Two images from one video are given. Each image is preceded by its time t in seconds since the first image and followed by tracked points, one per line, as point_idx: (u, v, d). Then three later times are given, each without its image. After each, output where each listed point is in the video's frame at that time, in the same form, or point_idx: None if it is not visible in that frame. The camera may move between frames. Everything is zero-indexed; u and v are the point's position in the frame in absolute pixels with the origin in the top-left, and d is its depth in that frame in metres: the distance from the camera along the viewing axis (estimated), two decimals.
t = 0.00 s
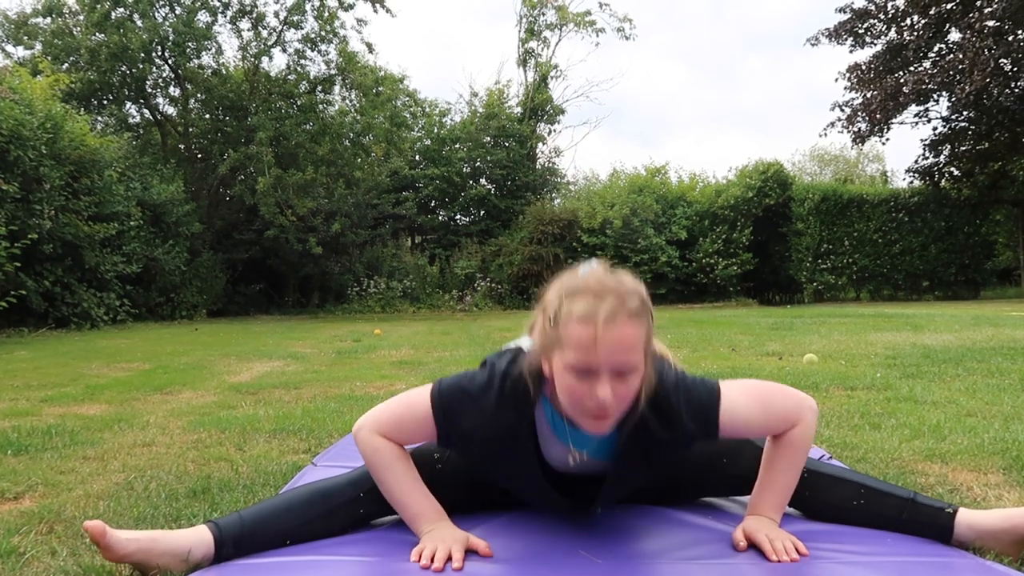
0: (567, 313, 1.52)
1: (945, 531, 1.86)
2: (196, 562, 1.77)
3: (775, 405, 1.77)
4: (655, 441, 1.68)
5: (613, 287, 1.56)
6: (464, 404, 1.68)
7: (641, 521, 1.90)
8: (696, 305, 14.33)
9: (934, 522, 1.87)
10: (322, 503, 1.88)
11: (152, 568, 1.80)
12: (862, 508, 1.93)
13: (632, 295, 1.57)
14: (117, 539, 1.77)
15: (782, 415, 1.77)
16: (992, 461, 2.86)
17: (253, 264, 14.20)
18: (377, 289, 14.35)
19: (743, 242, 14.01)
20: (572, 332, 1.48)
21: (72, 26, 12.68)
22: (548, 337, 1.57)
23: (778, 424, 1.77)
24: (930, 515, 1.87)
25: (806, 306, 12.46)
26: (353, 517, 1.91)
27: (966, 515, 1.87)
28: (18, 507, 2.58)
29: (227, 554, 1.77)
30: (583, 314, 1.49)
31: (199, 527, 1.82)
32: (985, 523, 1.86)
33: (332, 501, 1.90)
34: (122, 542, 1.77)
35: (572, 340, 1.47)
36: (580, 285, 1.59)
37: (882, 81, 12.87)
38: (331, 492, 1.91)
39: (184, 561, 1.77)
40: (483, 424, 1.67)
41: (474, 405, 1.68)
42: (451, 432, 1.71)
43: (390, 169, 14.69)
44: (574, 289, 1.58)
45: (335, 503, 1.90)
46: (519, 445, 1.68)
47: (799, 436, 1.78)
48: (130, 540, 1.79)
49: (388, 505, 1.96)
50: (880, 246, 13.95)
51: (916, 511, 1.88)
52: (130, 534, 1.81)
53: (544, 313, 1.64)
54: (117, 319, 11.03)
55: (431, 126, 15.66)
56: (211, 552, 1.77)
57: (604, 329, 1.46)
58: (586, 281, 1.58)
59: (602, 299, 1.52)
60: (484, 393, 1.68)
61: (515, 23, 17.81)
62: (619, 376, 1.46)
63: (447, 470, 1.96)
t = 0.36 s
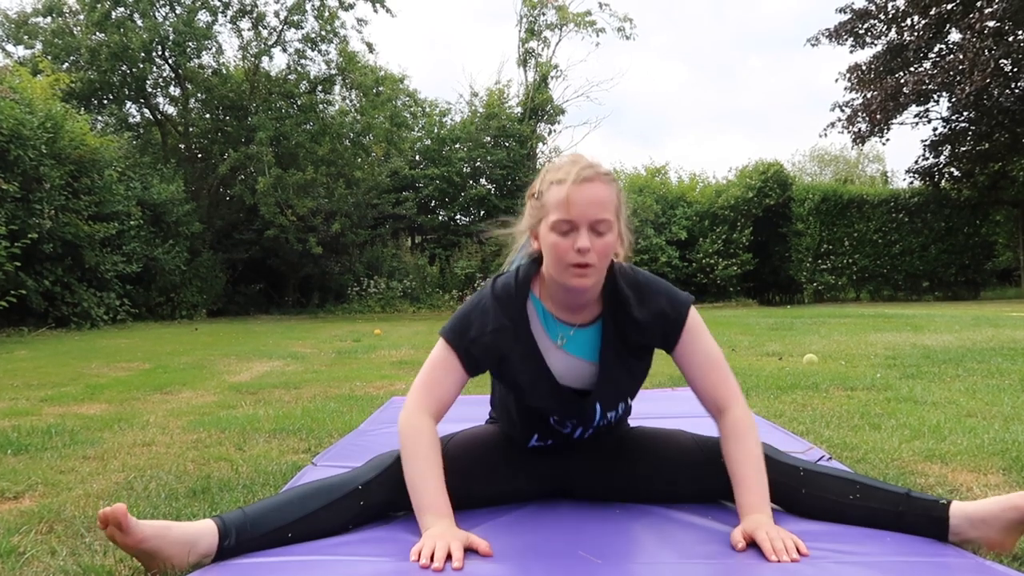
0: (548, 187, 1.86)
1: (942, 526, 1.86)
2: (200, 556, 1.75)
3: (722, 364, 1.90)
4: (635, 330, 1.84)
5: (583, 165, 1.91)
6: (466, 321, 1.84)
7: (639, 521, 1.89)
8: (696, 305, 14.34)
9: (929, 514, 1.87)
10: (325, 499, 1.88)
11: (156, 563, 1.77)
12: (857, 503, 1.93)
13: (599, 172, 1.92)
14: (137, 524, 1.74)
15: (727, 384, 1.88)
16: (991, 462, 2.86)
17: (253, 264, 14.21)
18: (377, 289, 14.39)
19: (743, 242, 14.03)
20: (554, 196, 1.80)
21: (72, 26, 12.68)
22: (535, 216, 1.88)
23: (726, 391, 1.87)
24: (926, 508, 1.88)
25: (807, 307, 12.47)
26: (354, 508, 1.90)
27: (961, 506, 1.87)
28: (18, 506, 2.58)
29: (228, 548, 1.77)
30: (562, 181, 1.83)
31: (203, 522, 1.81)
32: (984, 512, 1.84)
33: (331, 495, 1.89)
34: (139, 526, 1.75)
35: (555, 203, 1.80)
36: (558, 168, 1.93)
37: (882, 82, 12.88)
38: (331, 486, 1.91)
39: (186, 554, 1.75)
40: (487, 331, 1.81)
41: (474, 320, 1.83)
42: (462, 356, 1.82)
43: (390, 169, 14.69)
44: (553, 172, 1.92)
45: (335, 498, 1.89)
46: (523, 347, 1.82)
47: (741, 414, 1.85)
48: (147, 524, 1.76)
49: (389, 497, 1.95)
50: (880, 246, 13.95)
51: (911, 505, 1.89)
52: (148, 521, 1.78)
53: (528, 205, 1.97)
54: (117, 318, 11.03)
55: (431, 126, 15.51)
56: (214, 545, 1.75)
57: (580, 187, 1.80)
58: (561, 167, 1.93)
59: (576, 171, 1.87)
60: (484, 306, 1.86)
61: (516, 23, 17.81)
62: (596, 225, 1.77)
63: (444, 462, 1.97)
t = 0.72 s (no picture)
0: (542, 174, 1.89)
1: (933, 524, 1.86)
2: (213, 554, 1.74)
3: (677, 350, 1.90)
4: (618, 311, 1.92)
5: (575, 149, 1.94)
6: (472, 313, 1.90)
7: (637, 521, 1.89)
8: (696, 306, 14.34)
9: (921, 513, 1.87)
10: (336, 499, 1.88)
11: (168, 560, 1.77)
12: (850, 504, 1.92)
13: (591, 155, 1.95)
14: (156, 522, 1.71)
15: (679, 369, 1.87)
16: (991, 462, 2.85)
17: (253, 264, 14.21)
18: (377, 289, 14.42)
19: (743, 242, 14.03)
20: (548, 185, 1.84)
21: (72, 26, 12.67)
22: (530, 203, 1.93)
23: (681, 375, 1.86)
24: (917, 508, 1.88)
25: (807, 308, 12.46)
26: (363, 511, 1.91)
27: (952, 505, 1.87)
28: (18, 506, 2.58)
29: (239, 548, 1.77)
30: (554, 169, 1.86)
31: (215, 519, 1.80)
32: (974, 509, 1.83)
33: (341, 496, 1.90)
34: (158, 524, 1.72)
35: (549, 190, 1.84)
36: (552, 152, 1.97)
37: (882, 82, 12.87)
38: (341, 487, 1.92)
39: (199, 553, 1.74)
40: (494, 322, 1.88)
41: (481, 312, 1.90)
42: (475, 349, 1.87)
43: (390, 169, 14.69)
44: (547, 156, 1.95)
45: (345, 499, 1.89)
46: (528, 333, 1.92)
47: (691, 398, 1.82)
48: (165, 522, 1.73)
49: (398, 500, 1.95)
50: (880, 247, 13.96)
51: (902, 505, 1.89)
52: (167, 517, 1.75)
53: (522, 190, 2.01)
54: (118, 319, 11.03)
55: (431, 127, 15.51)
56: (226, 544, 1.75)
57: (573, 174, 1.83)
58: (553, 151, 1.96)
59: (568, 156, 1.89)
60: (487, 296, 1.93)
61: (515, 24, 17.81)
62: (590, 212, 1.83)
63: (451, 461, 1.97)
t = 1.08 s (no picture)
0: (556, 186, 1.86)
1: (935, 524, 1.87)
2: (209, 557, 1.75)
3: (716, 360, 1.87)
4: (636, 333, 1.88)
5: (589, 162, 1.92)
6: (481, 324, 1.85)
7: (639, 521, 1.89)
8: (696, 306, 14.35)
9: (924, 515, 1.88)
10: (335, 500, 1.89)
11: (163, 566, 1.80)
12: (852, 503, 1.93)
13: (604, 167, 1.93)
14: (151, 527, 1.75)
15: (722, 381, 1.82)
16: (991, 462, 2.85)
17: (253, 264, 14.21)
18: (377, 289, 14.42)
19: (743, 243, 14.04)
20: (563, 199, 1.81)
21: (72, 26, 12.68)
22: (541, 220, 1.90)
23: (725, 385, 1.82)
24: (920, 508, 1.88)
25: (807, 308, 12.44)
26: (362, 513, 1.90)
27: (953, 507, 1.88)
28: (18, 507, 2.58)
29: (238, 550, 1.77)
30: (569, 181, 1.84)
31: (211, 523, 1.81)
32: (975, 514, 1.84)
33: (339, 499, 1.90)
34: (152, 530, 1.75)
35: (566, 205, 1.80)
36: (562, 168, 1.94)
37: (882, 83, 12.86)
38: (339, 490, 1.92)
39: (196, 556, 1.76)
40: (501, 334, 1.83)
41: (489, 325, 1.85)
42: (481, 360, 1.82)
43: (390, 169, 14.72)
44: (557, 172, 1.92)
45: (343, 502, 1.89)
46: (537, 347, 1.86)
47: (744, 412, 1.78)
48: (160, 527, 1.76)
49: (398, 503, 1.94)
50: (880, 247, 13.95)
51: (905, 506, 1.90)
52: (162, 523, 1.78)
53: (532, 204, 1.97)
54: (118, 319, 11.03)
55: (431, 127, 15.49)
56: (224, 547, 1.76)
57: (590, 188, 1.81)
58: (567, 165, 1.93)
59: (584, 170, 1.87)
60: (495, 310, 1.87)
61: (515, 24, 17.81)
62: (607, 226, 1.79)
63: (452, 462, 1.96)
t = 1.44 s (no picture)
0: (586, 342, 1.51)
1: (944, 531, 1.91)
2: (197, 564, 1.79)
3: (755, 478, 1.55)
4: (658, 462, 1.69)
5: (629, 307, 1.55)
6: (513, 443, 1.56)
7: (647, 524, 2.00)
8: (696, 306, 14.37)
9: (934, 523, 1.92)
10: (327, 508, 1.93)
11: (151, 564, 1.80)
12: (862, 511, 1.96)
13: (647, 313, 1.56)
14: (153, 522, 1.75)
15: (745, 467, 1.57)
16: (991, 463, 2.85)
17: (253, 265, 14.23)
18: (377, 290, 14.42)
19: (743, 243, 14.03)
20: (594, 367, 1.48)
21: (72, 27, 12.68)
22: (564, 371, 1.57)
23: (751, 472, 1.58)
24: (930, 516, 1.92)
25: (807, 308, 12.45)
26: (354, 519, 1.96)
27: (965, 515, 1.91)
28: (19, 507, 2.58)
29: (228, 557, 1.81)
30: (604, 344, 1.49)
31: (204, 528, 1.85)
32: (984, 520, 1.88)
33: (333, 506, 1.94)
34: (150, 523, 1.75)
35: (597, 376, 1.48)
36: (594, 305, 1.58)
37: (882, 83, 12.86)
38: (335, 496, 1.95)
39: (185, 563, 1.79)
40: (538, 462, 1.55)
41: (523, 448, 1.56)
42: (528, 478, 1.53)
43: (390, 169, 14.96)
44: (589, 311, 1.57)
45: (336, 509, 1.93)
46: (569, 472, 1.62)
47: (793, 514, 1.50)
48: (157, 523, 1.76)
49: (390, 510, 2.00)
50: (880, 247, 13.96)
51: (914, 513, 1.93)
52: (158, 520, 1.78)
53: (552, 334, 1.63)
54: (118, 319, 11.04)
55: (431, 127, 15.85)
56: (212, 554, 1.80)
57: (628, 359, 1.47)
58: (600, 305, 1.57)
59: (624, 325, 1.51)
60: (527, 432, 1.59)
61: (515, 24, 17.83)
62: (644, 407, 1.48)
63: (448, 475, 2.00)
